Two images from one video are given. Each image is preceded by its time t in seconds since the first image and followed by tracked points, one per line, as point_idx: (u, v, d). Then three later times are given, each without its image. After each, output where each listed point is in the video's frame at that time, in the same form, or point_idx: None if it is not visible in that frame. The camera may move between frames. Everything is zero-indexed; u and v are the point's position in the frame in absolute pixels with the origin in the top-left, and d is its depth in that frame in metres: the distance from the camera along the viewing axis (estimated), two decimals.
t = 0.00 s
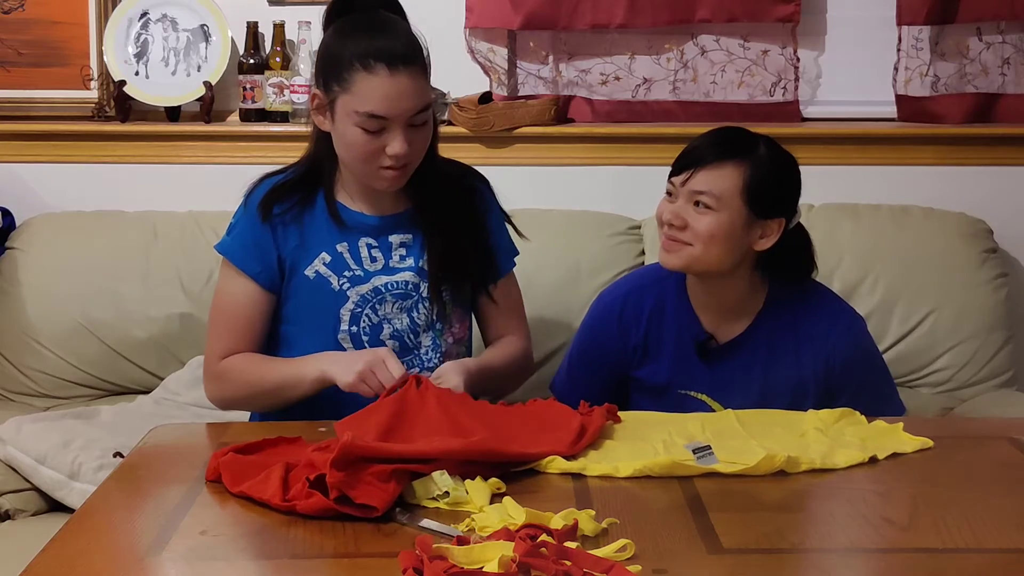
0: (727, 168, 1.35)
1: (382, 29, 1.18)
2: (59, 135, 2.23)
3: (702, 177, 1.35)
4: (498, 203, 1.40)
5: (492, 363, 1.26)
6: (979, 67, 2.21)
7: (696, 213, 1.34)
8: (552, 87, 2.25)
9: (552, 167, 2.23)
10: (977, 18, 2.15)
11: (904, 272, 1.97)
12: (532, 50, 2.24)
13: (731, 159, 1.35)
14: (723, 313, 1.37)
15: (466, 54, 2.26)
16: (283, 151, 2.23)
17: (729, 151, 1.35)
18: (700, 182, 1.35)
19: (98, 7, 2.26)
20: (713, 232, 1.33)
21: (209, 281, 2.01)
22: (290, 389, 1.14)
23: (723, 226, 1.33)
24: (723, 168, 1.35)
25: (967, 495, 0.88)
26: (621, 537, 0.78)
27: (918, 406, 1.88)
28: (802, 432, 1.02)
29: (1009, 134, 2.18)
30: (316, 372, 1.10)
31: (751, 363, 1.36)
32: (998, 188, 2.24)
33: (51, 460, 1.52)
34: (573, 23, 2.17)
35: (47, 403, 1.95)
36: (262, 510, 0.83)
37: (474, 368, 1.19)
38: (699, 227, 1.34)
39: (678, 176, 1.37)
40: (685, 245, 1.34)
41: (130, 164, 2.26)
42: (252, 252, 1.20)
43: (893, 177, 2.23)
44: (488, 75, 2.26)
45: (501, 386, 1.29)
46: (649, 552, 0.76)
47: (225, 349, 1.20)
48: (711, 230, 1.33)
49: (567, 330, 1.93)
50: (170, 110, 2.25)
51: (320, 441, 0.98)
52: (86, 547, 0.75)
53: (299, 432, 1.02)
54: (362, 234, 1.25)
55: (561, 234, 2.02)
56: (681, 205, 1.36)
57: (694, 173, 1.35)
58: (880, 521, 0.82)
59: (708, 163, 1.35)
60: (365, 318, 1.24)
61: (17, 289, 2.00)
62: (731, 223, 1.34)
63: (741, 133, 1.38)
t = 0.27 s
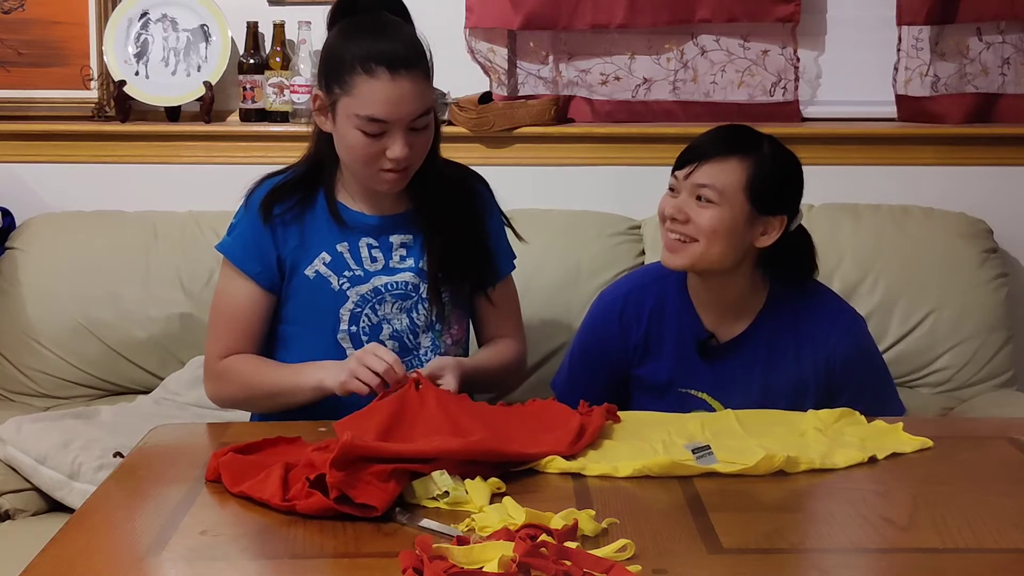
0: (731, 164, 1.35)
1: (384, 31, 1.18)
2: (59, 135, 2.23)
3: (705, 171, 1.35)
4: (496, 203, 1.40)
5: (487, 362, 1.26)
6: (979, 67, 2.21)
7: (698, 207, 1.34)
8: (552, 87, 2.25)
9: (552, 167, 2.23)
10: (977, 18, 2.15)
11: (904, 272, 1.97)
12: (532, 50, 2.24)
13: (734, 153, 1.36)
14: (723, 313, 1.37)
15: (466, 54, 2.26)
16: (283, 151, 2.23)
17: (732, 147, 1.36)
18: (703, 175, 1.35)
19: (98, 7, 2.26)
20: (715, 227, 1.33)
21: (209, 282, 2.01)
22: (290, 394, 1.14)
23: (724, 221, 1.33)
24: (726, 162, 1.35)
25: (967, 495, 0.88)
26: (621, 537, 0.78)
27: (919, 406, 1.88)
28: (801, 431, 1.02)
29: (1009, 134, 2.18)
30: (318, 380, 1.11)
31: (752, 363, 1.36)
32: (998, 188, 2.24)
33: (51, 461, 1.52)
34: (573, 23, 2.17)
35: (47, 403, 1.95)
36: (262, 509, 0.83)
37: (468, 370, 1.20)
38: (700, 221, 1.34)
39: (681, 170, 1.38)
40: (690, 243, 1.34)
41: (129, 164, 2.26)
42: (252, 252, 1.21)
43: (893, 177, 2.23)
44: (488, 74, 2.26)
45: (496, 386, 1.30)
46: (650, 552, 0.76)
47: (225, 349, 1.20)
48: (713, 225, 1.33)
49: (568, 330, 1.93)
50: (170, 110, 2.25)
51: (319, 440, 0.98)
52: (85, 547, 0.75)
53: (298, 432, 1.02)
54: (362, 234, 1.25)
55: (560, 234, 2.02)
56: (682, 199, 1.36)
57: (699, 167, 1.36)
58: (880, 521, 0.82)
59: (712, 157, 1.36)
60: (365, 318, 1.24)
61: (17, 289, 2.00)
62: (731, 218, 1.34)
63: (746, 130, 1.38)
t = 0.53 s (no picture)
0: (733, 159, 1.35)
1: (390, 33, 1.18)
2: (59, 135, 2.23)
3: (709, 164, 1.35)
4: (497, 204, 1.40)
5: (488, 362, 1.27)
6: (979, 67, 2.21)
7: (699, 201, 1.34)
8: (552, 86, 2.25)
9: (551, 167, 2.23)
10: (977, 18, 2.15)
11: (904, 271, 1.97)
12: (532, 50, 2.24)
13: (739, 149, 1.36)
14: (723, 310, 1.38)
15: (466, 54, 2.26)
16: (283, 151, 2.23)
17: (737, 143, 1.36)
18: (707, 168, 1.35)
19: (98, 7, 2.26)
20: (717, 221, 1.33)
21: (209, 282, 2.01)
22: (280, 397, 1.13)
23: (724, 216, 1.33)
24: (730, 157, 1.35)
25: (967, 495, 0.88)
26: (621, 537, 0.78)
27: (919, 406, 1.88)
28: (800, 430, 1.02)
29: (1009, 134, 2.18)
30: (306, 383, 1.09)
31: (752, 361, 1.35)
32: (998, 188, 2.24)
33: (51, 460, 1.52)
34: (573, 23, 2.17)
35: (47, 403, 1.95)
36: (259, 507, 0.83)
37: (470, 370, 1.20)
38: (700, 216, 1.34)
39: (685, 163, 1.38)
40: (685, 236, 1.34)
41: (129, 164, 2.26)
42: (255, 252, 1.21)
43: (893, 177, 2.23)
44: (488, 74, 2.26)
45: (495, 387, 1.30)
46: (649, 552, 0.76)
47: (226, 348, 1.20)
48: (713, 220, 1.33)
49: (568, 329, 1.92)
50: (170, 109, 2.25)
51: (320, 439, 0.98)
52: (86, 547, 0.75)
53: (298, 431, 1.03)
54: (366, 234, 1.25)
55: (560, 234, 2.02)
56: (684, 192, 1.36)
57: (701, 162, 1.36)
58: (880, 521, 0.82)
59: (717, 151, 1.36)
60: (368, 317, 1.24)
61: (17, 289, 2.00)
62: (733, 212, 1.33)
63: (750, 128, 1.38)
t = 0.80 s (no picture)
0: (738, 156, 1.35)
1: (397, 36, 1.17)
2: (59, 135, 2.23)
3: (714, 162, 1.35)
4: (494, 205, 1.41)
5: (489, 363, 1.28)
6: (979, 67, 2.21)
7: (704, 198, 1.34)
8: (552, 87, 2.25)
9: (551, 167, 2.23)
10: (977, 18, 2.15)
11: (904, 271, 1.97)
12: (532, 50, 2.24)
13: (744, 146, 1.35)
14: (726, 308, 1.38)
15: (466, 54, 2.26)
16: (283, 151, 2.23)
17: (742, 141, 1.36)
18: (712, 165, 1.35)
19: (98, 7, 2.26)
20: (722, 219, 1.33)
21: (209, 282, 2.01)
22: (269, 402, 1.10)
23: (729, 214, 1.33)
24: (735, 155, 1.35)
25: (967, 495, 0.88)
26: (621, 537, 0.78)
27: (919, 406, 1.88)
28: (799, 430, 1.02)
29: (1009, 134, 2.18)
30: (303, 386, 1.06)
31: (754, 360, 1.35)
32: (997, 188, 2.24)
33: (51, 460, 1.52)
34: (573, 23, 2.17)
35: (47, 403, 1.95)
36: (259, 507, 0.84)
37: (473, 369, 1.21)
38: (706, 214, 1.34)
39: (691, 160, 1.38)
40: (690, 236, 1.35)
41: (130, 164, 2.26)
42: (256, 250, 1.19)
43: (893, 177, 2.23)
44: (488, 75, 2.26)
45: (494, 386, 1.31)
46: (649, 552, 0.76)
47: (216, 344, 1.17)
48: (719, 218, 1.33)
49: (568, 329, 1.92)
50: (170, 110, 2.25)
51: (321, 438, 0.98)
52: (86, 547, 0.75)
53: (297, 431, 1.02)
54: (366, 234, 1.26)
55: (560, 234, 2.02)
56: (689, 189, 1.36)
57: (708, 159, 1.36)
58: (880, 520, 0.82)
59: (722, 149, 1.35)
60: (369, 317, 1.24)
61: (17, 289, 2.00)
62: (738, 211, 1.33)
63: (755, 126, 1.38)
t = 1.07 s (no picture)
0: (741, 154, 1.35)
1: (396, 38, 1.17)
2: (59, 135, 2.23)
3: (715, 161, 1.35)
4: (493, 206, 1.41)
5: (491, 359, 1.29)
6: (979, 67, 2.21)
7: (706, 197, 1.34)
8: (552, 87, 2.25)
9: (551, 167, 2.23)
10: (977, 18, 2.15)
11: (905, 271, 1.97)
12: (532, 50, 2.24)
13: (746, 145, 1.36)
14: (727, 307, 1.38)
15: (466, 54, 2.26)
16: (283, 151, 2.23)
17: (743, 140, 1.36)
18: (713, 165, 1.35)
19: (98, 7, 2.26)
20: (724, 217, 1.33)
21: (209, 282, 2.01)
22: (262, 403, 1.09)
23: (733, 212, 1.33)
24: (737, 153, 1.35)
25: (967, 495, 0.88)
26: (621, 537, 0.78)
27: (919, 406, 1.88)
28: (800, 430, 1.02)
29: (1009, 134, 2.18)
30: (300, 387, 1.06)
31: (755, 360, 1.35)
32: (998, 188, 2.24)
33: (51, 460, 1.52)
34: (573, 23, 2.17)
35: (47, 403, 1.95)
36: (259, 506, 0.84)
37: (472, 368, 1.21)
38: (708, 213, 1.34)
39: (692, 160, 1.38)
40: (695, 232, 1.34)
41: (129, 164, 2.26)
42: (255, 251, 1.19)
43: (893, 177, 2.23)
44: (488, 75, 2.26)
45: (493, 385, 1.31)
46: (649, 552, 0.76)
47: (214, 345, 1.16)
48: (722, 216, 1.33)
49: (567, 329, 1.92)
50: (170, 110, 2.25)
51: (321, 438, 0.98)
52: (86, 547, 0.75)
53: (297, 431, 1.02)
54: (366, 234, 1.25)
55: (560, 234, 2.02)
56: (691, 188, 1.36)
57: (710, 158, 1.36)
58: (880, 521, 0.82)
59: (724, 148, 1.36)
60: (368, 318, 1.24)
61: (17, 289, 2.00)
62: (742, 208, 1.33)
63: (758, 125, 1.38)
